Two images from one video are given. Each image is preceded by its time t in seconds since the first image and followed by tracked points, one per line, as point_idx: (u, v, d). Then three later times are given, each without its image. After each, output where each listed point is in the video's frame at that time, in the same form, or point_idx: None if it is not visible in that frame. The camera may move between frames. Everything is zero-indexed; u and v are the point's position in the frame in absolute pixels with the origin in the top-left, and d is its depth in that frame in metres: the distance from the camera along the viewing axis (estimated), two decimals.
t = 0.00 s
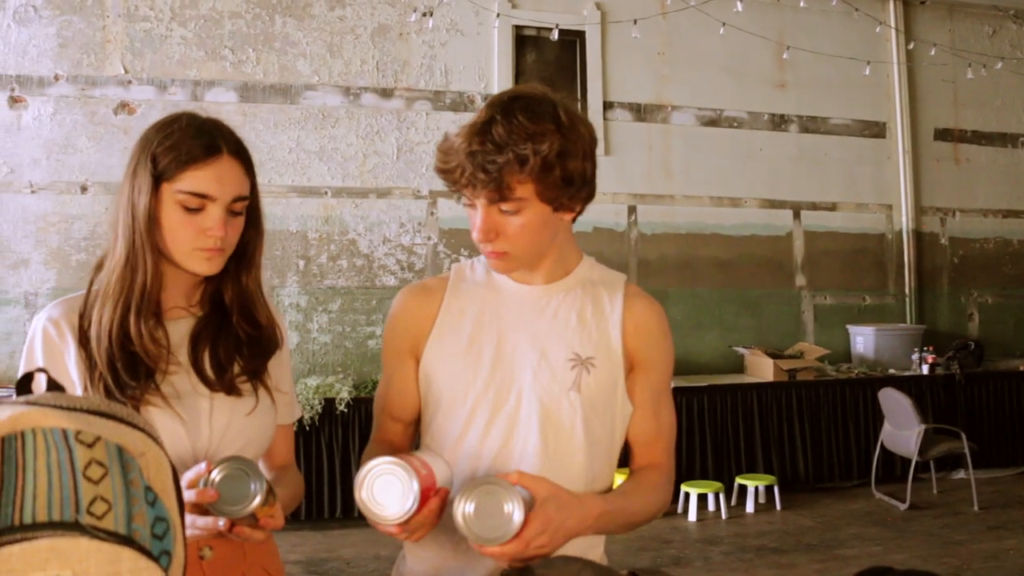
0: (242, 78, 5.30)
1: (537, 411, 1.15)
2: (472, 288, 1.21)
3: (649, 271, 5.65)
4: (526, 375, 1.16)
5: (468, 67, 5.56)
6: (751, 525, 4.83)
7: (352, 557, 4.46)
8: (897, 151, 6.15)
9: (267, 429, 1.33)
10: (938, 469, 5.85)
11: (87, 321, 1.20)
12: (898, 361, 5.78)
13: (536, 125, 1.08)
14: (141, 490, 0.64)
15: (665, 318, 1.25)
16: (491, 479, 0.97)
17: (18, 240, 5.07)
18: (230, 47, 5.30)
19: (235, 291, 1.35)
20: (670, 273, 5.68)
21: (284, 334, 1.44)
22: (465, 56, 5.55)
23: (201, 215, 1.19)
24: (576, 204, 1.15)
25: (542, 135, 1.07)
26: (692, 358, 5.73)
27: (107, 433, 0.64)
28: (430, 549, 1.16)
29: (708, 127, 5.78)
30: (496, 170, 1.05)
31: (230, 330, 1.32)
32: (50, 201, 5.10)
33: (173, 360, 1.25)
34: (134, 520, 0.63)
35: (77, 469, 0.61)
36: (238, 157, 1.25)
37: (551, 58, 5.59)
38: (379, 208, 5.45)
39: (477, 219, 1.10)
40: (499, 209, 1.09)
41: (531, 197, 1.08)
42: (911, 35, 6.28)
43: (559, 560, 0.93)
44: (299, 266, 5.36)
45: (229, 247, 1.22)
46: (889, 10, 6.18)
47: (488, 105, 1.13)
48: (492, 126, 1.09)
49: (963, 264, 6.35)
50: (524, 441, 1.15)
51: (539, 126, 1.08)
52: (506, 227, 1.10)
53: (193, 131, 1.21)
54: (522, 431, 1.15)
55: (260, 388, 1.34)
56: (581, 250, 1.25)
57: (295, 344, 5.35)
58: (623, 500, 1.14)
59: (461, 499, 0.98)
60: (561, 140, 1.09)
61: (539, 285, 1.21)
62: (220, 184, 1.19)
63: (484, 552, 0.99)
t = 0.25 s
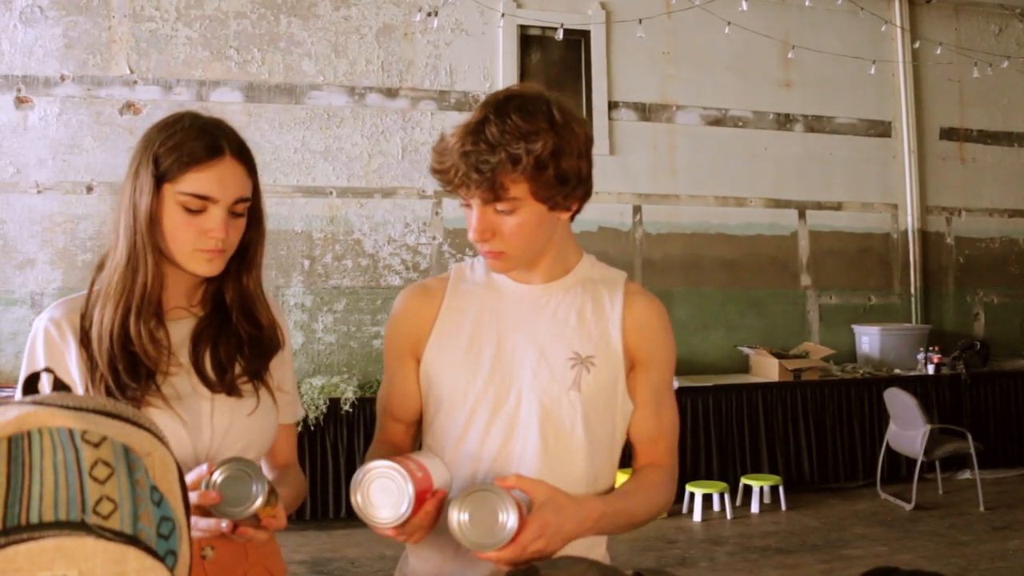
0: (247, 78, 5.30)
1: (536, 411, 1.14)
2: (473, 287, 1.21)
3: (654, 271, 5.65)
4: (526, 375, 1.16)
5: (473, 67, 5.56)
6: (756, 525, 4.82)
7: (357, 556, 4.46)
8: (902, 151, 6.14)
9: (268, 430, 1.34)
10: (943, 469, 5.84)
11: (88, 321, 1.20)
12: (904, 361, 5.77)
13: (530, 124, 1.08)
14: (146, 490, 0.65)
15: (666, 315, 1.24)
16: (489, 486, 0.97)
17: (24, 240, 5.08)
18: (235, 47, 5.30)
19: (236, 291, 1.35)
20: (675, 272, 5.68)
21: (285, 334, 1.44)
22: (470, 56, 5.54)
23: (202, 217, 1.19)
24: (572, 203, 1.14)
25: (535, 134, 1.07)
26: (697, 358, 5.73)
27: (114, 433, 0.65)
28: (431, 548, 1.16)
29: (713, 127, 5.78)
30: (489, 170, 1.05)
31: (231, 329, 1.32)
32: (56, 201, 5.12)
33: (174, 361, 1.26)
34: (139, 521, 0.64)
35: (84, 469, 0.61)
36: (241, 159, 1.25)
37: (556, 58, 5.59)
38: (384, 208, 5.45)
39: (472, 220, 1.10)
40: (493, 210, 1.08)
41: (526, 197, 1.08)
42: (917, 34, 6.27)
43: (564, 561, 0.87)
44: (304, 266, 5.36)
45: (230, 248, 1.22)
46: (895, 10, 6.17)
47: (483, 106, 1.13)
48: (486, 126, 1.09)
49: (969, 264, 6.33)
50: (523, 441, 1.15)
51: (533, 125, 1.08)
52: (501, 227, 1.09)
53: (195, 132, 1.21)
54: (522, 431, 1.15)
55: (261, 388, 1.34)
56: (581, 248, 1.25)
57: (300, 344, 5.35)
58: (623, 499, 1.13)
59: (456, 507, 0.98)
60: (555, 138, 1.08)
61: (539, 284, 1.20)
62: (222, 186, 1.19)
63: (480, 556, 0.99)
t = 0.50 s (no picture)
0: (247, 78, 5.30)
1: (534, 411, 1.14)
2: (470, 287, 1.21)
3: (655, 271, 5.65)
4: (524, 374, 1.16)
5: (473, 67, 5.56)
6: (757, 525, 4.82)
7: (358, 556, 4.46)
8: (903, 150, 6.14)
9: (266, 430, 1.34)
10: (944, 469, 5.84)
11: (86, 321, 1.20)
12: (904, 361, 5.77)
13: (527, 124, 1.08)
14: (147, 490, 0.65)
15: (664, 315, 1.24)
16: (483, 484, 0.96)
17: (25, 240, 5.09)
18: (236, 47, 5.31)
19: (234, 290, 1.35)
20: (676, 272, 5.68)
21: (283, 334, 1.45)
22: (471, 56, 5.55)
23: (200, 217, 1.19)
24: (569, 202, 1.14)
25: (533, 134, 1.07)
26: (698, 358, 5.73)
27: (114, 432, 0.65)
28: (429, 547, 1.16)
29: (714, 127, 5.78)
30: (487, 170, 1.05)
31: (229, 329, 1.32)
32: (57, 201, 5.12)
33: (172, 361, 1.26)
34: (140, 520, 0.64)
35: (85, 469, 0.61)
36: (238, 160, 1.24)
37: (557, 58, 5.59)
38: (385, 208, 5.45)
39: (470, 219, 1.10)
40: (492, 210, 1.08)
41: (524, 196, 1.08)
42: (918, 33, 6.27)
43: (564, 561, 0.87)
44: (304, 265, 5.36)
45: (227, 249, 1.22)
46: (896, 10, 6.17)
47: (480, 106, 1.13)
48: (484, 126, 1.09)
49: (970, 263, 6.33)
50: (521, 441, 1.15)
51: (531, 125, 1.08)
52: (499, 226, 1.09)
53: (193, 132, 1.21)
54: (520, 431, 1.15)
55: (259, 388, 1.34)
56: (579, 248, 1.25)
57: (300, 344, 5.35)
58: (620, 497, 1.13)
59: (451, 506, 0.98)
60: (552, 138, 1.08)
61: (536, 283, 1.21)
62: (220, 188, 1.20)
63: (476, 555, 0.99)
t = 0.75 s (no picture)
0: (247, 78, 5.30)
1: (531, 411, 1.14)
2: (468, 287, 1.21)
3: (654, 271, 5.65)
4: (522, 374, 1.16)
5: (473, 67, 5.56)
6: (757, 525, 4.82)
7: (357, 556, 4.46)
8: (902, 150, 6.14)
9: (263, 430, 1.33)
10: (944, 469, 5.84)
11: (83, 322, 1.20)
12: (904, 361, 5.77)
13: (525, 122, 1.08)
14: (146, 490, 0.65)
15: (662, 315, 1.24)
16: (482, 483, 0.96)
17: (25, 240, 5.08)
18: (235, 47, 5.30)
19: (232, 290, 1.35)
20: (676, 272, 5.68)
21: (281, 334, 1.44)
22: (471, 56, 5.55)
23: (195, 218, 1.19)
24: (567, 200, 1.14)
25: (531, 132, 1.07)
26: (697, 358, 5.73)
27: (114, 432, 0.64)
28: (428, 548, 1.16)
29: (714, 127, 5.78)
30: (485, 168, 1.05)
31: (226, 330, 1.32)
32: (57, 201, 5.12)
33: (170, 362, 1.25)
34: (139, 520, 0.63)
35: (84, 469, 0.61)
36: (234, 161, 1.24)
37: (556, 57, 5.59)
38: (385, 208, 5.45)
39: (469, 217, 1.10)
40: (491, 208, 1.08)
41: (522, 194, 1.08)
42: (918, 33, 6.27)
43: (564, 561, 0.87)
44: (304, 265, 5.36)
45: (223, 250, 1.22)
46: (895, 10, 6.18)
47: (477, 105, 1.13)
48: (481, 124, 1.08)
49: (969, 263, 6.34)
50: (519, 441, 1.15)
51: (528, 124, 1.07)
52: (497, 225, 1.09)
53: (188, 132, 1.21)
54: (518, 431, 1.15)
55: (256, 389, 1.34)
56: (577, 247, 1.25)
57: (300, 344, 5.35)
58: (617, 498, 1.13)
59: (449, 506, 0.97)
60: (549, 136, 1.08)
61: (534, 283, 1.21)
62: (215, 188, 1.19)
63: (473, 556, 0.99)
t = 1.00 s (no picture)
0: (247, 78, 5.30)
1: (531, 412, 1.14)
2: (469, 288, 1.22)
3: (654, 271, 5.65)
4: (521, 375, 1.16)
5: (473, 67, 5.56)
6: (756, 525, 4.82)
7: (357, 556, 4.46)
8: (903, 150, 6.14)
9: (264, 430, 1.33)
10: (943, 470, 5.84)
11: (83, 323, 1.20)
12: (904, 361, 5.77)
13: (522, 105, 1.10)
14: (147, 490, 0.65)
15: (664, 316, 1.23)
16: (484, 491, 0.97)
17: (25, 240, 5.08)
18: (236, 47, 5.30)
19: (232, 290, 1.35)
20: (676, 272, 5.68)
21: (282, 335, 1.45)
22: (471, 56, 5.55)
23: (192, 218, 1.19)
24: (569, 182, 1.16)
25: (529, 113, 1.09)
26: (697, 358, 5.73)
27: (114, 432, 0.64)
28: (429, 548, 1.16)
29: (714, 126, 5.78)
30: (492, 149, 1.06)
31: (227, 330, 1.32)
32: (57, 202, 5.12)
33: (170, 362, 1.26)
34: (140, 520, 0.63)
35: (84, 468, 0.61)
36: (230, 161, 1.24)
37: (556, 57, 5.60)
38: (385, 208, 5.45)
39: (477, 207, 1.09)
40: (498, 194, 1.08)
41: (527, 175, 1.09)
42: (918, 34, 6.27)
43: (565, 561, 0.88)
44: (304, 266, 5.36)
45: (220, 250, 1.21)
46: (896, 10, 6.18)
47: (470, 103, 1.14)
48: (479, 114, 1.10)
49: (969, 263, 6.34)
50: (518, 443, 1.14)
51: (525, 106, 1.10)
52: (506, 211, 1.09)
53: (184, 133, 1.20)
54: (517, 432, 1.15)
55: (257, 389, 1.34)
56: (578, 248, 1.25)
57: (300, 344, 5.34)
58: (615, 502, 1.12)
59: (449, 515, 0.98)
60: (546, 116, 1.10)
61: (536, 283, 1.21)
62: (210, 188, 1.19)
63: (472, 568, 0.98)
